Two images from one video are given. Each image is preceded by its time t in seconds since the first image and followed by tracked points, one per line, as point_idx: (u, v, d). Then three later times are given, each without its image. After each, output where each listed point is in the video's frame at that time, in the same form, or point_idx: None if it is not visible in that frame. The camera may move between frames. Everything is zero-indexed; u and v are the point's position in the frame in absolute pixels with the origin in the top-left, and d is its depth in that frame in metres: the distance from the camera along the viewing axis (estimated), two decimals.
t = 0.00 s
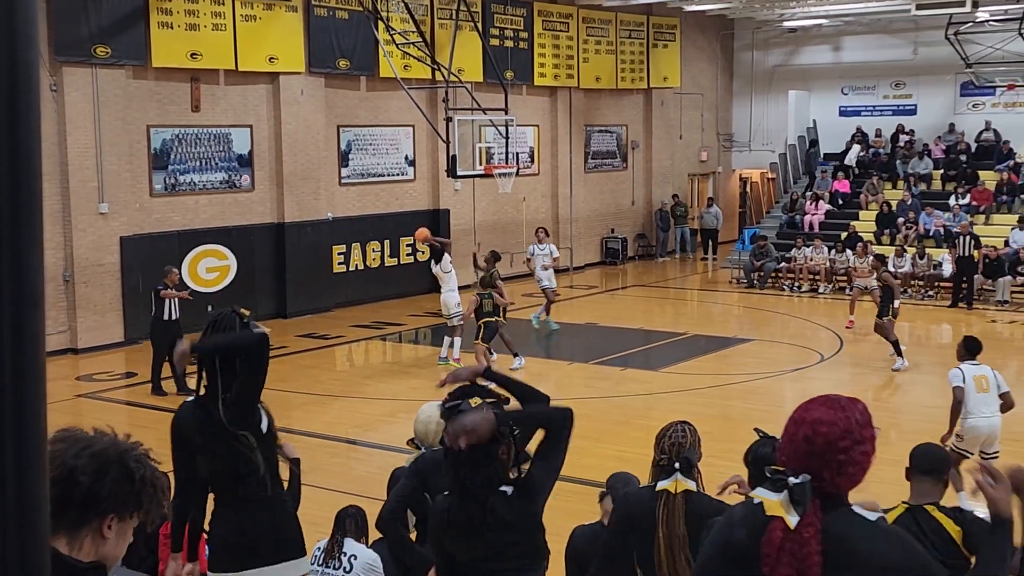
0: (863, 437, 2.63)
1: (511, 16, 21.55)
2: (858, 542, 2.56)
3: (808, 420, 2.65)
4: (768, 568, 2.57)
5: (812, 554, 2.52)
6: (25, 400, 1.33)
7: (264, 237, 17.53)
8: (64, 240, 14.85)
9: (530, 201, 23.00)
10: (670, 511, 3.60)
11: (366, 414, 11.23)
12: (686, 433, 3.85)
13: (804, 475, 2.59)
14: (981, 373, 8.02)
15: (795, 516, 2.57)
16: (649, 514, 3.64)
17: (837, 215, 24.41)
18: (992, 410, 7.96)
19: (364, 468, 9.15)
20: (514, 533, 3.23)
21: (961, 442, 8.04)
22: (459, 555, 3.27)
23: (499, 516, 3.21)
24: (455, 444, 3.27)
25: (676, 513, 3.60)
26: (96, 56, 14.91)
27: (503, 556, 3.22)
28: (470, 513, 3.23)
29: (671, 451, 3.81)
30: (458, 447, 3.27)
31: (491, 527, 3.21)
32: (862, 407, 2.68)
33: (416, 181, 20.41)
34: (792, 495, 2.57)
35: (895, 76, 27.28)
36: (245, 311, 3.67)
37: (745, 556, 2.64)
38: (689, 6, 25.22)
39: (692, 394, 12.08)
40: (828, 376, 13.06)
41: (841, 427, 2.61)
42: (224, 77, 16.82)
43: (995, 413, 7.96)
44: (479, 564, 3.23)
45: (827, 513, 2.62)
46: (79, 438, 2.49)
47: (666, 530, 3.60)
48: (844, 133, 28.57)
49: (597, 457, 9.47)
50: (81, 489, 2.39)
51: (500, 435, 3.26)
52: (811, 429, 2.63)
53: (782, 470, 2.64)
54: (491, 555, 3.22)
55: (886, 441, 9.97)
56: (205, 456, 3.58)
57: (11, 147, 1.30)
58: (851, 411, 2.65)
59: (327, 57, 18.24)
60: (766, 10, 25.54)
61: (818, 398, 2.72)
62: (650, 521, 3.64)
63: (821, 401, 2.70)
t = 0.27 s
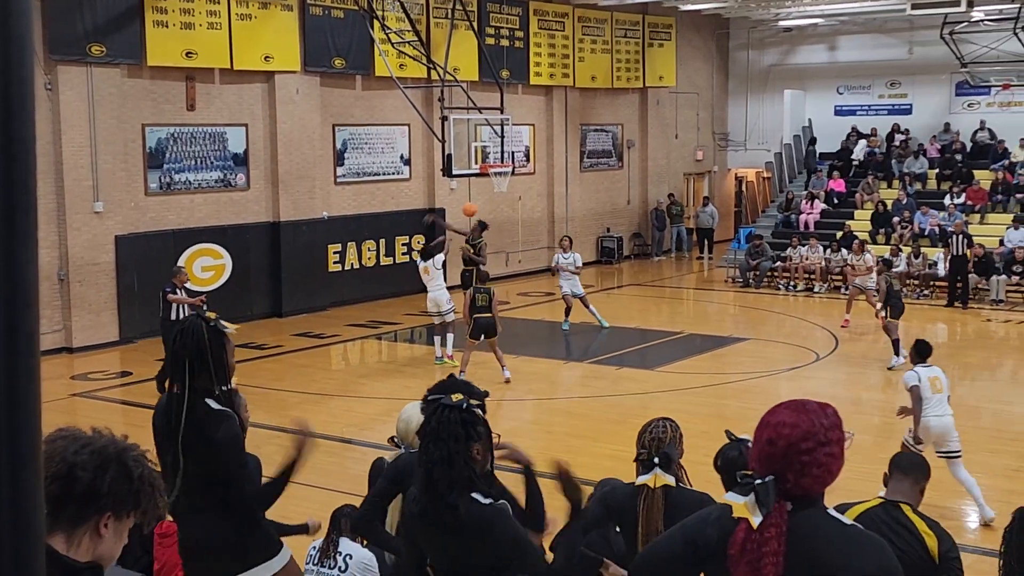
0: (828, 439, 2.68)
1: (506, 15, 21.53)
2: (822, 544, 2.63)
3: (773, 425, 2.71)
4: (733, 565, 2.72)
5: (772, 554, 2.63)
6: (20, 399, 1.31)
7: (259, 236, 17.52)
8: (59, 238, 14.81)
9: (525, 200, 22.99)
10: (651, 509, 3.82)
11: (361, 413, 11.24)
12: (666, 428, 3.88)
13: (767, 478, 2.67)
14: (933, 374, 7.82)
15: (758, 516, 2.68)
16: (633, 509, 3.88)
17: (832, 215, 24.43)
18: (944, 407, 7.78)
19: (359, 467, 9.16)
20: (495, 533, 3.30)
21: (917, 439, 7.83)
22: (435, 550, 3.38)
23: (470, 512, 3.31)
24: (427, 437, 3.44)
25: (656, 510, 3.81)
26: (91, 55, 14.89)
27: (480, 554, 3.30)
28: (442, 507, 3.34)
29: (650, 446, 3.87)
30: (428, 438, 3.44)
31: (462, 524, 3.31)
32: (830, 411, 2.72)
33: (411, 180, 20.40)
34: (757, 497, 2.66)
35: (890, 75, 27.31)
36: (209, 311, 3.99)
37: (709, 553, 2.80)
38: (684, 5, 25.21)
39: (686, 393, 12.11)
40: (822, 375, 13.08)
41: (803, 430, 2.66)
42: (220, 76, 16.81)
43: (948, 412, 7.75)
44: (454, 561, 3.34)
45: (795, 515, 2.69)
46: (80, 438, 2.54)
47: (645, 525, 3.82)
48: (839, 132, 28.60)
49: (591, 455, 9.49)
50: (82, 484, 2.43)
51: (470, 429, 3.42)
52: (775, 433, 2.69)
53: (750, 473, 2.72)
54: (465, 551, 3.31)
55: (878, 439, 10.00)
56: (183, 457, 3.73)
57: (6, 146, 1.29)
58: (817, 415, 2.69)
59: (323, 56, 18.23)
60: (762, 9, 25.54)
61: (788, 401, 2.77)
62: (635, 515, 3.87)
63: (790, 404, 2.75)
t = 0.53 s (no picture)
0: (822, 436, 2.67)
1: (501, 14, 21.51)
2: (815, 543, 2.63)
3: (765, 421, 2.70)
4: (727, 567, 2.68)
5: (770, 552, 2.62)
6: (12, 396, 1.30)
7: (253, 234, 17.48)
8: (52, 237, 14.77)
9: (520, 199, 22.98)
10: (631, 513, 3.98)
11: (355, 412, 11.22)
12: (650, 436, 4.14)
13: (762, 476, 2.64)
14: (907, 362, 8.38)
15: (753, 513, 2.65)
16: (618, 518, 4.03)
17: (827, 214, 24.46)
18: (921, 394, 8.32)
19: (353, 467, 9.13)
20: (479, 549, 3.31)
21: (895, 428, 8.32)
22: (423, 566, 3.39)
23: (460, 524, 3.33)
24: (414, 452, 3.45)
25: (636, 513, 3.97)
26: (84, 53, 14.85)
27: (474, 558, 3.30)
28: (428, 521, 3.36)
29: (635, 451, 4.08)
30: (416, 453, 3.44)
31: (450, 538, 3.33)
32: (822, 407, 2.72)
33: (405, 179, 20.37)
34: (751, 495, 2.64)
35: (884, 74, 27.35)
36: (190, 320, 4.03)
37: (698, 551, 2.75)
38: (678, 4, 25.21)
39: (681, 393, 12.10)
40: (817, 374, 13.07)
41: (796, 428, 2.66)
42: (214, 75, 16.79)
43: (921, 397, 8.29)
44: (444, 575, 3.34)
45: (788, 512, 2.68)
46: (74, 437, 2.53)
47: (630, 531, 3.99)
48: (833, 131, 28.64)
49: (585, 455, 9.47)
50: (77, 483, 2.42)
51: (457, 444, 3.42)
52: (768, 430, 2.68)
53: (744, 471, 2.70)
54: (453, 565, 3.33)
55: (872, 439, 10.00)
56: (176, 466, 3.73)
57: None
58: (809, 412, 2.69)
59: (317, 54, 18.20)
60: (756, 7, 25.54)
61: (779, 398, 2.76)
62: (619, 524, 4.03)
63: (782, 401, 2.75)
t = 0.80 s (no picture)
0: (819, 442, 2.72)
1: (494, 13, 21.49)
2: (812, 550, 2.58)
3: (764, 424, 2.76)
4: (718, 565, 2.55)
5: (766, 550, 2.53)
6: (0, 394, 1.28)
7: (244, 232, 17.44)
8: (43, 235, 14.73)
9: (512, 198, 22.98)
10: (619, 507, 4.04)
11: (346, 411, 11.20)
12: (640, 434, 4.15)
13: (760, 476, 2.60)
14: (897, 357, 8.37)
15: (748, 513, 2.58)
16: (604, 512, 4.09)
17: (819, 213, 24.50)
18: (910, 389, 8.31)
19: (344, 466, 9.11)
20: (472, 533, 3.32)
21: (883, 422, 8.35)
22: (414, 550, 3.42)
23: (453, 512, 3.34)
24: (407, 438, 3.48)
25: (624, 509, 4.02)
26: (76, 51, 14.79)
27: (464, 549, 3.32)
28: (420, 505, 3.39)
29: (624, 450, 4.11)
30: (412, 437, 3.48)
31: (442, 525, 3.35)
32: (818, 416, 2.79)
33: (398, 177, 20.36)
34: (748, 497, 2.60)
35: (877, 74, 27.40)
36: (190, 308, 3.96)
37: (693, 554, 2.68)
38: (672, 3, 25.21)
39: (672, 392, 12.10)
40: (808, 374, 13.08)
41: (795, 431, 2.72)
42: (206, 74, 16.71)
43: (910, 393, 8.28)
44: (435, 560, 3.36)
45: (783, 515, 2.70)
46: (67, 435, 2.52)
47: (616, 527, 4.04)
48: (826, 130, 28.69)
49: (577, 454, 9.47)
50: (68, 482, 2.40)
51: (451, 429, 3.45)
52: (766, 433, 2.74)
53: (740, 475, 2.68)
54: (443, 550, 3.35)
55: (863, 438, 10.01)
56: (169, 458, 3.70)
57: None
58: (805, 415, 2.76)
59: (309, 53, 18.16)
60: (749, 7, 25.54)
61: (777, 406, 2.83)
62: (605, 518, 4.17)
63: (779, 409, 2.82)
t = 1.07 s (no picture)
0: (807, 440, 2.74)
1: (483, 12, 21.48)
2: (798, 545, 2.68)
3: (752, 422, 2.79)
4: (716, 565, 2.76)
5: (753, 549, 2.67)
6: None
7: (232, 231, 17.40)
8: (30, 234, 14.68)
9: (501, 197, 22.95)
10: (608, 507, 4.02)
11: (335, 410, 11.18)
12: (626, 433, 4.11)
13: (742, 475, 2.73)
14: (895, 356, 8.31)
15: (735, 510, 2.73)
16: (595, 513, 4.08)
17: (807, 213, 24.53)
18: (902, 389, 8.23)
19: (332, 465, 9.10)
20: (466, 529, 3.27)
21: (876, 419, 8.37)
22: (408, 541, 3.37)
23: (444, 502, 3.31)
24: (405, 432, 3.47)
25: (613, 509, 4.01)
26: (63, 49, 14.75)
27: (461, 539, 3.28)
28: (410, 490, 3.35)
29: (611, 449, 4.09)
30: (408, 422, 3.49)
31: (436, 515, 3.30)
32: (812, 410, 2.79)
33: (386, 177, 20.31)
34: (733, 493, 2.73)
35: (866, 74, 27.48)
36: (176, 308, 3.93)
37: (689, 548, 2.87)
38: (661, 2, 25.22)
39: (662, 391, 12.11)
40: (797, 374, 13.10)
41: (779, 430, 2.74)
42: (193, 72, 16.67)
43: (902, 391, 8.22)
44: (430, 552, 3.31)
45: (772, 512, 2.74)
46: (50, 435, 2.50)
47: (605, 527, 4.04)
48: (814, 130, 28.73)
49: (566, 453, 9.47)
50: (54, 480, 2.39)
51: (447, 417, 3.46)
52: (753, 431, 2.77)
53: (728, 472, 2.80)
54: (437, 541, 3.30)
55: (852, 437, 10.03)
56: (153, 457, 3.70)
57: None
58: (797, 414, 2.77)
59: (298, 52, 18.12)
60: (738, 7, 25.55)
61: (771, 400, 2.85)
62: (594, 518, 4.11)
63: (772, 403, 2.83)
